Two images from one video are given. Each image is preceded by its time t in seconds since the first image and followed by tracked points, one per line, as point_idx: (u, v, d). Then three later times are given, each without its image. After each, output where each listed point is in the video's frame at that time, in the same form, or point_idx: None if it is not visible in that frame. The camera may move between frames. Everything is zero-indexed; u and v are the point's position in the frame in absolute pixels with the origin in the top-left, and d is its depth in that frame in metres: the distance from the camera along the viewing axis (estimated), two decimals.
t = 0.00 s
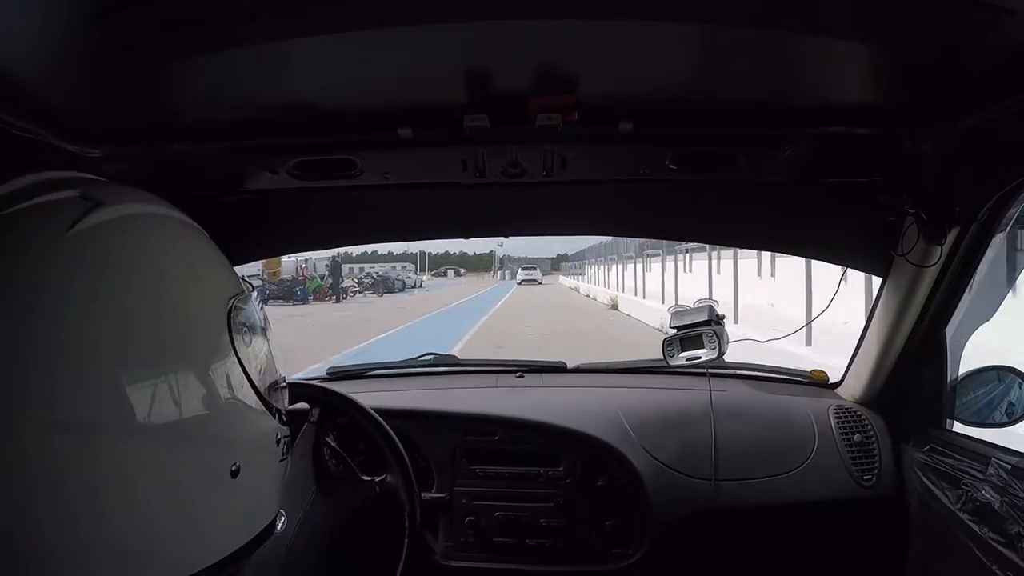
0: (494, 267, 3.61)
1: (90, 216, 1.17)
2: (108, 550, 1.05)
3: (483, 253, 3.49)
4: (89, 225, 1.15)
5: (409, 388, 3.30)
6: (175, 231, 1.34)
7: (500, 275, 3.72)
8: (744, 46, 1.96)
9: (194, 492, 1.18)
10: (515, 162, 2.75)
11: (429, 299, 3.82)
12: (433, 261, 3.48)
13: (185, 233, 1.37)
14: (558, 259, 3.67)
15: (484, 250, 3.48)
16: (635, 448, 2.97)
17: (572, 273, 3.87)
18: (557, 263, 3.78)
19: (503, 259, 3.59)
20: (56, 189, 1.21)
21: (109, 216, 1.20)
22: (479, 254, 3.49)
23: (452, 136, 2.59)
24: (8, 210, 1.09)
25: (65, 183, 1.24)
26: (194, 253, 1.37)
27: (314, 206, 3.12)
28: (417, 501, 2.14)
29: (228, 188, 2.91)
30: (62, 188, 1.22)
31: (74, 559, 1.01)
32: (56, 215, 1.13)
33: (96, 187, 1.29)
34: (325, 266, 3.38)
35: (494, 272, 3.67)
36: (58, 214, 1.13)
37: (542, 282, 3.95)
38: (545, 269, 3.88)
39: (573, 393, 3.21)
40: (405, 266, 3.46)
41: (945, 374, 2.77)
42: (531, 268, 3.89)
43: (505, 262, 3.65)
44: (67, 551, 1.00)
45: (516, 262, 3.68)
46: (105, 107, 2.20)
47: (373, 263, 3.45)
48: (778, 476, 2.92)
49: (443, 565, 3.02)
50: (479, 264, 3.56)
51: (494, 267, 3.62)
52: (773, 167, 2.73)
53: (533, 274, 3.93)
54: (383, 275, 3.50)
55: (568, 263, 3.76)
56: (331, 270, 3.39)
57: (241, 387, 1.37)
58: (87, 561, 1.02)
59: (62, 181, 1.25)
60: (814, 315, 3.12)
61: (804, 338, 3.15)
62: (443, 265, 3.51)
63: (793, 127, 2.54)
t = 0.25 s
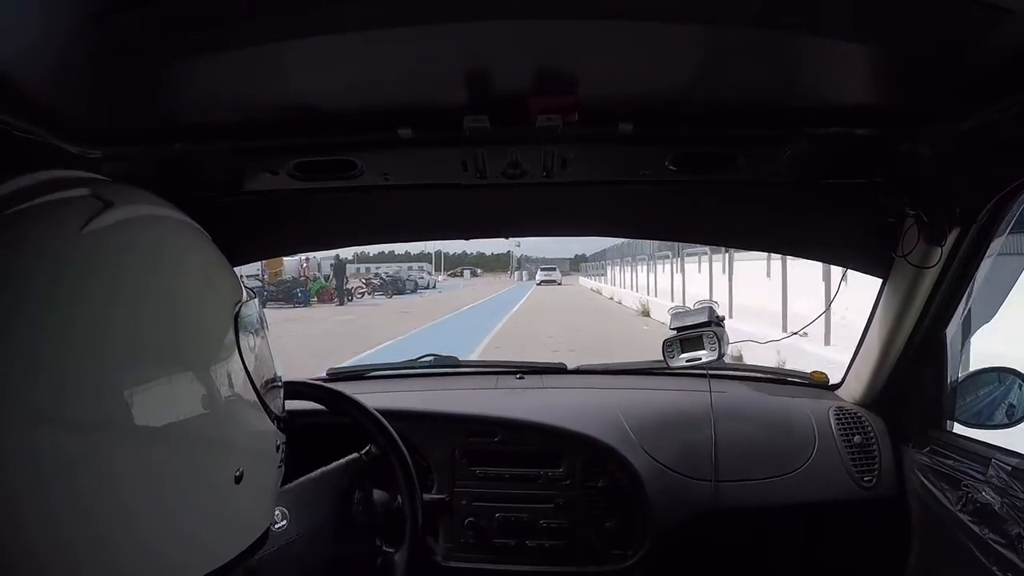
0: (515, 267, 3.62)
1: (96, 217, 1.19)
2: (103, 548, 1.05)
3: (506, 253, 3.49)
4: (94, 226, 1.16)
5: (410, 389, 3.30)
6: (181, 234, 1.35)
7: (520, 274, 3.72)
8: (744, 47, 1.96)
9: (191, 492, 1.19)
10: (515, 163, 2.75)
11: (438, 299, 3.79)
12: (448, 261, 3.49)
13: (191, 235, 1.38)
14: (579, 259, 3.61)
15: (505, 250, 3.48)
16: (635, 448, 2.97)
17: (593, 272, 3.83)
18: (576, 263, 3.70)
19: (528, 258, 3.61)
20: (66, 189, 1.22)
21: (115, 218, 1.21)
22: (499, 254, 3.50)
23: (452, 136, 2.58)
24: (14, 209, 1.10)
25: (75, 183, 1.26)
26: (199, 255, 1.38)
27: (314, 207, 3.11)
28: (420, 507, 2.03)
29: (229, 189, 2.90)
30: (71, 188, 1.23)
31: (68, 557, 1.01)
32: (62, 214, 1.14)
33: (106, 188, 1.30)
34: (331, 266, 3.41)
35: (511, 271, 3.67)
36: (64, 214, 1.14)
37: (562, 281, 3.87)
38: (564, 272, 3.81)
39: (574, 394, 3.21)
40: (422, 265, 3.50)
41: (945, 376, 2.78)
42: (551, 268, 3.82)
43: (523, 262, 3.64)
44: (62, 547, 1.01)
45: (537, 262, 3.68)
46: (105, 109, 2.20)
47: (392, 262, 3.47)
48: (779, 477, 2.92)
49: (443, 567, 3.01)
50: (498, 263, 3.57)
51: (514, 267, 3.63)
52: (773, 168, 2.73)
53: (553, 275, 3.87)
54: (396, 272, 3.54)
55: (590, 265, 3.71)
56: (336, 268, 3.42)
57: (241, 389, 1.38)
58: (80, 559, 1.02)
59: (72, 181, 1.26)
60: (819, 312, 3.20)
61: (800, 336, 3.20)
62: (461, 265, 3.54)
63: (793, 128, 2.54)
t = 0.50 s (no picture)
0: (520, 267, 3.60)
1: (104, 222, 1.18)
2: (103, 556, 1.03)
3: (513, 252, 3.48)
4: (102, 232, 1.16)
5: (410, 391, 3.29)
6: (184, 242, 1.35)
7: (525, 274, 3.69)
8: (744, 47, 1.96)
9: (193, 499, 1.17)
10: (515, 164, 2.74)
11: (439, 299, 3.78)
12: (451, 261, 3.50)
13: (194, 244, 1.38)
14: (583, 259, 3.57)
15: (509, 250, 3.47)
16: (635, 450, 2.97)
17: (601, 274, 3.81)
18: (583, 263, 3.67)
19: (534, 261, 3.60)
20: (72, 195, 1.22)
21: (122, 224, 1.21)
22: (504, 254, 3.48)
23: (452, 137, 2.58)
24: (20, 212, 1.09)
25: (80, 190, 1.25)
26: (202, 264, 1.37)
27: (313, 208, 3.11)
28: (421, 500, 2.01)
29: (228, 190, 2.90)
30: (77, 194, 1.22)
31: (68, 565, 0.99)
32: (68, 219, 1.13)
33: (111, 195, 1.29)
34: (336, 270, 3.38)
35: (515, 271, 3.65)
36: (71, 219, 1.13)
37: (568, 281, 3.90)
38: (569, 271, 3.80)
39: (575, 395, 3.21)
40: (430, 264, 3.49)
41: (946, 376, 2.79)
42: (557, 268, 3.82)
43: (528, 262, 3.59)
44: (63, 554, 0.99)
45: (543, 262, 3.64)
46: (104, 110, 2.20)
47: (397, 262, 3.44)
48: (781, 478, 2.92)
49: (443, 569, 3.00)
50: (503, 262, 3.56)
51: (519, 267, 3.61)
52: (774, 168, 2.73)
53: (558, 274, 3.88)
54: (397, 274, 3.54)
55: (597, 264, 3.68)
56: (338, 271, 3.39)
57: (243, 396, 1.37)
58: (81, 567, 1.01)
59: (77, 188, 1.26)
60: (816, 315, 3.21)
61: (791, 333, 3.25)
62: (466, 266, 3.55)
63: (794, 128, 2.54)
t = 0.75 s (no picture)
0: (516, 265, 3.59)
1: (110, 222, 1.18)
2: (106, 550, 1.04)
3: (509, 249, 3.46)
4: (119, 232, 1.17)
5: (411, 390, 3.30)
6: (202, 244, 1.35)
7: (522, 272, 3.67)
8: (745, 45, 1.96)
9: (201, 497, 1.17)
10: (515, 163, 2.75)
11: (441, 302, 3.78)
12: (444, 260, 3.46)
13: (212, 245, 1.39)
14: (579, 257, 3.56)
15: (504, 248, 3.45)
16: (637, 448, 2.97)
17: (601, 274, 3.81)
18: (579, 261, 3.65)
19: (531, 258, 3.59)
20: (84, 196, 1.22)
21: (138, 224, 1.22)
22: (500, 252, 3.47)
23: (452, 137, 2.58)
24: (38, 213, 1.11)
25: (104, 192, 1.27)
26: (220, 266, 1.38)
27: (313, 208, 3.11)
28: (424, 502, 2.00)
29: (229, 190, 2.90)
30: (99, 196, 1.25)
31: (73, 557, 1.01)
32: (83, 219, 1.15)
33: (132, 198, 1.31)
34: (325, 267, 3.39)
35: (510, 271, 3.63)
36: (87, 219, 1.15)
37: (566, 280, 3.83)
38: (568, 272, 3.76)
39: (576, 394, 3.21)
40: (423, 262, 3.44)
41: (947, 373, 2.80)
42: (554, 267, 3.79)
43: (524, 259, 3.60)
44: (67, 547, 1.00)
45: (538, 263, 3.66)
46: (104, 111, 2.20)
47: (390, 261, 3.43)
48: (783, 475, 2.92)
49: (445, 568, 3.01)
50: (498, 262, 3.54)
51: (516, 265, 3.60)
52: (774, 165, 2.73)
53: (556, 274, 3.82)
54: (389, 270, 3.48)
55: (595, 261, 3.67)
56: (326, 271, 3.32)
57: (257, 396, 1.36)
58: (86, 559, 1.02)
59: (103, 190, 1.28)
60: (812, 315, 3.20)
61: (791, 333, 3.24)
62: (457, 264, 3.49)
63: (794, 126, 2.54)
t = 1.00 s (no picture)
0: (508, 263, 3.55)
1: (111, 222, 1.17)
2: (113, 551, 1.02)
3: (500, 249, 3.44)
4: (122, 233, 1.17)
5: (410, 389, 3.29)
6: (202, 247, 1.35)
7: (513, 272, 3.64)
8: (745, 45, 1.96)
9: (206, 496, 1.16)
10: (515, 162, 2.74)
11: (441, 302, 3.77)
12: (435, 258, 3.44)
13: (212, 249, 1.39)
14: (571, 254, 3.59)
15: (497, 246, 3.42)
16: (636, 447, 2.97)
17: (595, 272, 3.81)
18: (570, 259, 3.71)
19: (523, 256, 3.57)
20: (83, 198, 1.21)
21: (139, 227, 1.21)
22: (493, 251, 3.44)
23: (452, 136, 2.58)
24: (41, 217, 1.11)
25: (104, 196, 1.26)
26: (221, 269, 1.37)
27: (313, 206, 3.10)
28: (423, 501, 2.00)
29: (229, 189, 2.90)
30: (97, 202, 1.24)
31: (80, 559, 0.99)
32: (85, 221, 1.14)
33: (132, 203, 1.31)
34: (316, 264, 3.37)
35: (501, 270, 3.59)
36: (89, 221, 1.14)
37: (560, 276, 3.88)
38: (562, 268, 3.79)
39: (575, 392, 3.21)
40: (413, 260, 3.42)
41: (946, 372, 2.79)
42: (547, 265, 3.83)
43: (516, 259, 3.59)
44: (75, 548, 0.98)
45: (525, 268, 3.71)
46: (105, 110, 2.20)
47: (379, 260, 3.40)
48: (784, 474, 2.92)
49: (445, 567, 3.01)
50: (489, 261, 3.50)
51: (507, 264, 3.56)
52: (774, 164, 2.72)
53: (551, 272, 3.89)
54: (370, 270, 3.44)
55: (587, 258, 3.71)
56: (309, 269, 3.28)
57: (257, 395, 1.36)
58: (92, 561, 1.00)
59: (105, 196, 1.28)
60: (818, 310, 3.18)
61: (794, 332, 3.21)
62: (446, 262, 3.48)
63: (794, 125, 2.54)
